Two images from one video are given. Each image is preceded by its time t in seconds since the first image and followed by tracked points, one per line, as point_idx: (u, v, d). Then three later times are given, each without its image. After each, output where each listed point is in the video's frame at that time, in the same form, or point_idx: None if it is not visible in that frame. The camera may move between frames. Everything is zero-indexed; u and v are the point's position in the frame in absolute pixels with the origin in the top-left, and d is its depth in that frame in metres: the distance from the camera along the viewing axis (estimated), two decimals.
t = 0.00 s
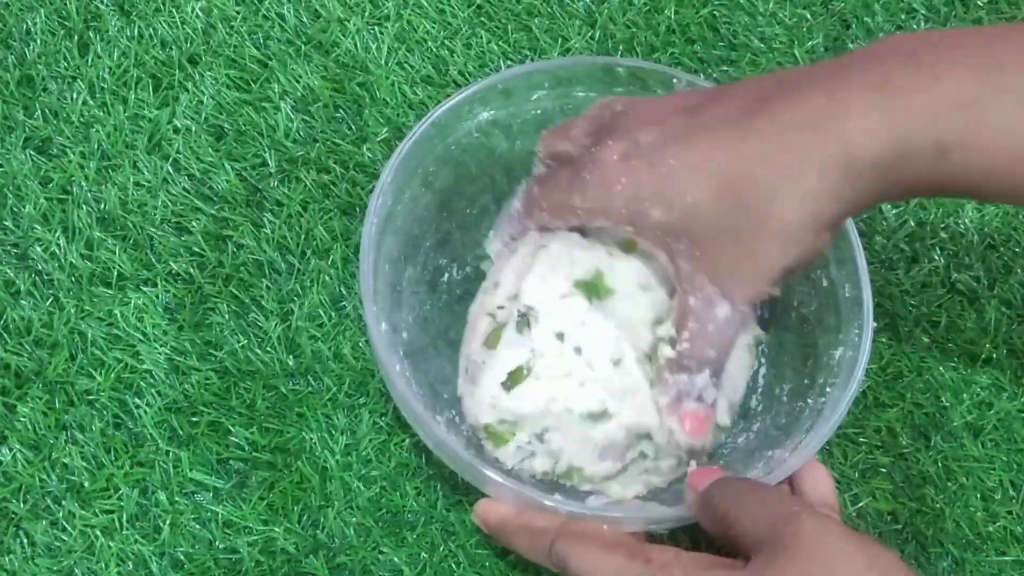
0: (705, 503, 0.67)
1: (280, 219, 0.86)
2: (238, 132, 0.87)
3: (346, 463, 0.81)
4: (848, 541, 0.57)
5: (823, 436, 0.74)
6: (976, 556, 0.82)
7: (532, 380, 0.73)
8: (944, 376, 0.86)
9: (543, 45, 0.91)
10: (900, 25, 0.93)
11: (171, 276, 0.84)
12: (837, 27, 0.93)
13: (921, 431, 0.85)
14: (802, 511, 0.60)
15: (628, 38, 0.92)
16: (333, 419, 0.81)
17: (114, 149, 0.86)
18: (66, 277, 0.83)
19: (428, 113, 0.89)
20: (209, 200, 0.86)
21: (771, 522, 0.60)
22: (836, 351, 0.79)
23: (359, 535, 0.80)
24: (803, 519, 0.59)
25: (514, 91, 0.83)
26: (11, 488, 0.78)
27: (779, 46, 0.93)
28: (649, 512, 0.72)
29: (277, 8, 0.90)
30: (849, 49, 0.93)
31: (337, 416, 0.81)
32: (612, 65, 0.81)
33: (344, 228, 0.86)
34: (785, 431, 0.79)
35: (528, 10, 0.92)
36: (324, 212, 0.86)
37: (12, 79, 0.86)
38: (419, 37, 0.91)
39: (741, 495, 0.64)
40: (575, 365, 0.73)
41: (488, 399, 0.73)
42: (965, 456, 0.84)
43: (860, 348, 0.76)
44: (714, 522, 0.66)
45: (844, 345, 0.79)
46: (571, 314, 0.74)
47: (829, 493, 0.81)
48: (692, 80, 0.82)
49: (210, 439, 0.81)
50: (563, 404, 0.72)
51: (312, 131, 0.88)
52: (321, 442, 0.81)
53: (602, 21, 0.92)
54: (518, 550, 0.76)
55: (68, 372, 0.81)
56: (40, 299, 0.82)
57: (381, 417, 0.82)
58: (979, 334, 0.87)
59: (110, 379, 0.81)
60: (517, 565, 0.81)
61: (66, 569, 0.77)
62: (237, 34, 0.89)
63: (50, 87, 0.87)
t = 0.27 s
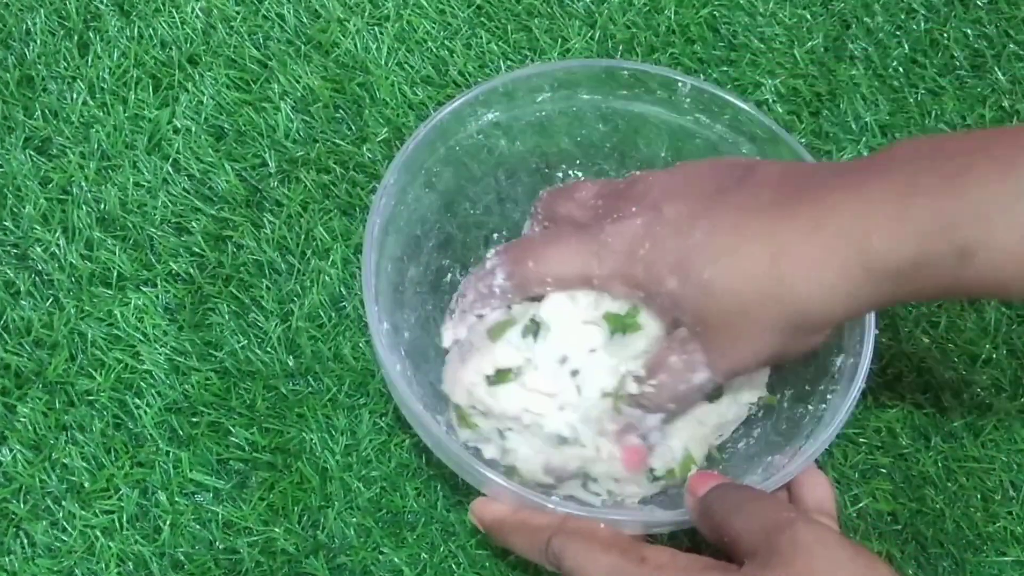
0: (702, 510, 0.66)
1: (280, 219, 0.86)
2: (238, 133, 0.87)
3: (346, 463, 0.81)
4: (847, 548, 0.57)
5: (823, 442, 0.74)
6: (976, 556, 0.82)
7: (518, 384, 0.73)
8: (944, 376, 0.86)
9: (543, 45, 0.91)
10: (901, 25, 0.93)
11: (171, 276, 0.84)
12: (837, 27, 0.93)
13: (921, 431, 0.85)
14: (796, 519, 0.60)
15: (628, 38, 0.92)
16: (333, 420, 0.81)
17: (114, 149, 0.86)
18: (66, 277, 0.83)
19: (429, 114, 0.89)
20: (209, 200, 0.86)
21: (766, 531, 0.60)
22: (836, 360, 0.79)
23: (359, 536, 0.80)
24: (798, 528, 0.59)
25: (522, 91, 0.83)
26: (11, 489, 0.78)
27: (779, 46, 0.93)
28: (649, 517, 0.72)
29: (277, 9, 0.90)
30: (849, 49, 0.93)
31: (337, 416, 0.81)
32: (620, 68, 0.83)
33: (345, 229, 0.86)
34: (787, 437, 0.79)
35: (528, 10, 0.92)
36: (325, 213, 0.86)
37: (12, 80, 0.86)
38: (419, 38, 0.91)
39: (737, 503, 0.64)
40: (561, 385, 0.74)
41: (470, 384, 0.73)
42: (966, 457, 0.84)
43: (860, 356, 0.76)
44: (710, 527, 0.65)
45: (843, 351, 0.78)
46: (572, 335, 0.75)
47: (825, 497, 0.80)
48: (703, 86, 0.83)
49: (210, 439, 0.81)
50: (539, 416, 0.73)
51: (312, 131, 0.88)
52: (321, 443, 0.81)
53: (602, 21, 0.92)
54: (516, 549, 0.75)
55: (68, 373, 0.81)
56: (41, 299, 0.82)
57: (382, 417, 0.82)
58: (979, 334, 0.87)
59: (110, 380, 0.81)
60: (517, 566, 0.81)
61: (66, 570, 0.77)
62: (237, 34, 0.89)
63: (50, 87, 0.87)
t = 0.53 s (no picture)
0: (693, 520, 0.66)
1: (280, 218, 0.86)
2: (238, 132, 0.87)
3: (346, 461, 0.81)
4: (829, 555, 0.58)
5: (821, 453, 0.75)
6: (975, 555, 0.82)
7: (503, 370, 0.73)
8: (944, 375, 0.86)
9: (543, 44, 0.92)
10: (901, 24, 0.93)
11: (172, 275, 0.84)
12: (837, 26, 0.93)
13: (921, 430, 0.85)
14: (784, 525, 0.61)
15: (628, 38, 0.92)
16: (333, 418, 0.81)
17: (114, 148, 0.86)
18: (66, 275, 0.83)
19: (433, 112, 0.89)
20: (209, 199, 0.86)
21: (755, 537, 0.60)
22: (839, 369, 0.79)
23: (359, 534, 0.80)
24: (787, 534, 0.59)
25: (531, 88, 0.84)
26: (11, 487, 0.78)
27: (779, 46, 0.93)
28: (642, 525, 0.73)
29: (277, 8, 0.90)
30: (849, 48, 0.93)
31: (337, 415, 0.82)
32: (628, 65, 0.83)
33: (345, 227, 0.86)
34: (784, 447, 0.79)
35: (528, 9, 0.92)
36: (325, 212, 0.86)
37: (12, 79, 0.86)
38: (419, 37, 0.91)
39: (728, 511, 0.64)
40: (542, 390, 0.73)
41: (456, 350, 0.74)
42: (965, 455, 0.84)
43: (863, 367, 0.77)
44: (699, 537, 0.65)
45: (846, 362, 0.79)
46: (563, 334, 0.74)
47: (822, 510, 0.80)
48: (705, 82, 0.82)
49: (210, 437, 0.81)
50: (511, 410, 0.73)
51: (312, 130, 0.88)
52: (321, 442, 0.81)
53: (602, 20, 0.92)
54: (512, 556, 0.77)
55: (69, 371, 0.81)
56: (41, 298, 0.82)
57: (381, 416, 0.82)
58: (979, 333, 0.87)
59: (110, 378, 0.81)
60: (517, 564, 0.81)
61: (65, 568, 0.77)
62: (237, 33, 0.89)
63: (50, 86, 0.87)
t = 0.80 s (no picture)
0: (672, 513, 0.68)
1: (280, 218, 0.86)
2: (238, 133, 0.88)
3: (345, 462, 0.81)
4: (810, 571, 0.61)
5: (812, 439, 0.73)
6: (975, 556, 0.82)
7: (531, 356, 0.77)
8: (944, 375, 0.86)
9: (543, 45, 0.92)
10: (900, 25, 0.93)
11: (171, 276, 0.84)
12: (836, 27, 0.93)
13: (921, 430, 0.85)
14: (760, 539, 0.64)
15: (628, 38, 0.92)
16: (333, 419, 0.81)
17: (114, 149, 0.86)
18: (66, 276, 0.83)
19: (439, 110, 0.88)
20: (208, 200, 0.86)
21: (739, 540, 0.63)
22: (833, 357, 0.74)
23: (359, 535, 0.80)
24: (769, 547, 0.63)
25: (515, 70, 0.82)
26: (10, 488, 0.78)
27: (779, 46, 0.93)
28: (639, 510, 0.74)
29: (277, 8, 0.90)
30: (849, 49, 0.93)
31: (336, 415, 0.81)
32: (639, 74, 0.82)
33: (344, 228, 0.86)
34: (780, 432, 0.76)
35: (528, 10, 0.92)
36: (325, 212, 0.86)
37: (12, 79, 0.86)
38: (418, 38, 0.91)
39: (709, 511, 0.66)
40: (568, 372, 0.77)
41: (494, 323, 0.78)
42: (965, 456, 0.84)
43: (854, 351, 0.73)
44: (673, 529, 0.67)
45: (842, 347, 0.74)
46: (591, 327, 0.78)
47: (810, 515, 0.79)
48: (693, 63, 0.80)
49: (210, 438, 0.81)
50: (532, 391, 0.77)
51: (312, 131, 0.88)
52: (321, 443, 0.81)
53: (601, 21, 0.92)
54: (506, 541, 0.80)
55: (68, 372, 0.81)
56: (40, 299, 0.82)
57: (381, 417, 0.82)
58: (978, 333, 0.87)
59: (109, 379, 0.81)
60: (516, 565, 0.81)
61: (65, 569, 0.77)
62: (237, 33, 0.89)
63: (50, 87, 0.87)
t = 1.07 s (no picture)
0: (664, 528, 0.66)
1: (280, 219, 0.86)
2: (238, 133, 0.88)
3: (346, 462, 0.81)
4: None
5: (798, 477, 0.74)
6: (975, 556, 0.82)
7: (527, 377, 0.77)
8: (944, 375, 0.86)
9: (543, 45, 0.92)
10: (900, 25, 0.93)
11: (171, 276, 0.84)
12: (836, 27, 0.93)
13: (921, 430, 0.85)
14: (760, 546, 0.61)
15: (628, 38, 0.92)
16: (333, 419, 0.81)
17: (114, 149, 0.86)
18: (66, 277, 0.83)
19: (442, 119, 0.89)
20: (208, 200, 0.86)
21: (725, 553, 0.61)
22: (834, 404, 0.77)
23: (359, 535, 0.80)
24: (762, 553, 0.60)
25: (544, 95, 0.83)
26: (11, 488, 0.78)
27: (779, 46, 0.93)
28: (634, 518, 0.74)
29: (277, 9, 0.90)
30: (849, 49, 0.93)
31: (337, 416, 0.82)
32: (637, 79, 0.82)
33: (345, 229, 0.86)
34: (768, 472, 0.77)
35: (528, 10, 0.92)
36: (326, 213, 0.86)
37: (12, 79, 0.86)
38: (418, 38, 0.91)
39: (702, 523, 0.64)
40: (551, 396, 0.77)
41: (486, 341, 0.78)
42: (965, 456, 0.84)
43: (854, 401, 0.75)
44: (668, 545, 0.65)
45: (841, 398, 0.77)
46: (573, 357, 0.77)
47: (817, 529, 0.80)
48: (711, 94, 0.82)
49: (210, 438, 0.81)
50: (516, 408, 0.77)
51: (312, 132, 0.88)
52: (321, 443, 0.81)
53: (601, 21, 0.92)
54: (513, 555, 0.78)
55: (69, 372, 0.81)
56: (41, 299, 0.82)
57: (382, 417, 0.82)
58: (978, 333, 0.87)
59: (110, 379, 0.81)
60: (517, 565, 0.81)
61: (66, 569, 0.77)
62: (237, 34, 0.89)
63: (50, 87, 0.87)
